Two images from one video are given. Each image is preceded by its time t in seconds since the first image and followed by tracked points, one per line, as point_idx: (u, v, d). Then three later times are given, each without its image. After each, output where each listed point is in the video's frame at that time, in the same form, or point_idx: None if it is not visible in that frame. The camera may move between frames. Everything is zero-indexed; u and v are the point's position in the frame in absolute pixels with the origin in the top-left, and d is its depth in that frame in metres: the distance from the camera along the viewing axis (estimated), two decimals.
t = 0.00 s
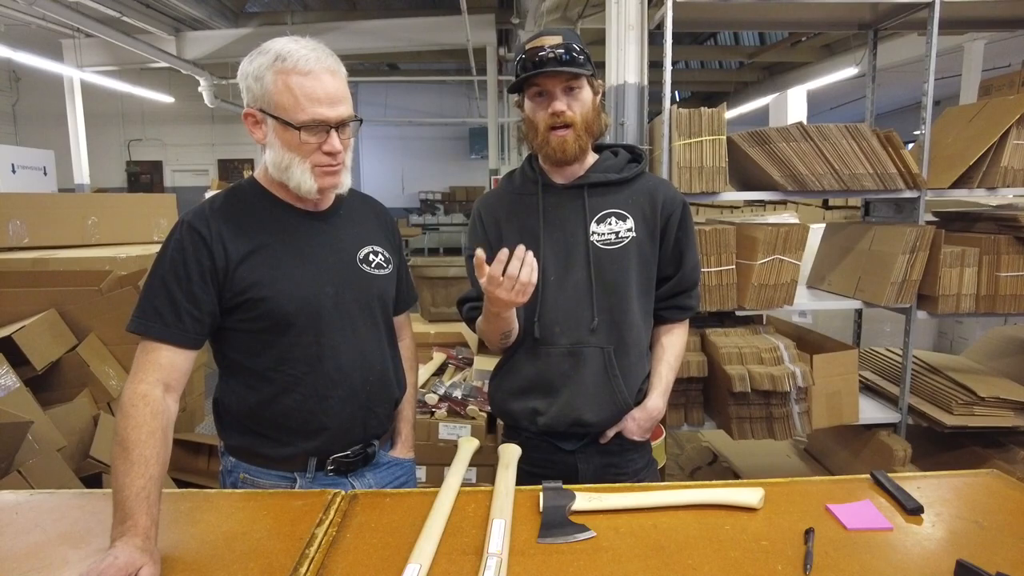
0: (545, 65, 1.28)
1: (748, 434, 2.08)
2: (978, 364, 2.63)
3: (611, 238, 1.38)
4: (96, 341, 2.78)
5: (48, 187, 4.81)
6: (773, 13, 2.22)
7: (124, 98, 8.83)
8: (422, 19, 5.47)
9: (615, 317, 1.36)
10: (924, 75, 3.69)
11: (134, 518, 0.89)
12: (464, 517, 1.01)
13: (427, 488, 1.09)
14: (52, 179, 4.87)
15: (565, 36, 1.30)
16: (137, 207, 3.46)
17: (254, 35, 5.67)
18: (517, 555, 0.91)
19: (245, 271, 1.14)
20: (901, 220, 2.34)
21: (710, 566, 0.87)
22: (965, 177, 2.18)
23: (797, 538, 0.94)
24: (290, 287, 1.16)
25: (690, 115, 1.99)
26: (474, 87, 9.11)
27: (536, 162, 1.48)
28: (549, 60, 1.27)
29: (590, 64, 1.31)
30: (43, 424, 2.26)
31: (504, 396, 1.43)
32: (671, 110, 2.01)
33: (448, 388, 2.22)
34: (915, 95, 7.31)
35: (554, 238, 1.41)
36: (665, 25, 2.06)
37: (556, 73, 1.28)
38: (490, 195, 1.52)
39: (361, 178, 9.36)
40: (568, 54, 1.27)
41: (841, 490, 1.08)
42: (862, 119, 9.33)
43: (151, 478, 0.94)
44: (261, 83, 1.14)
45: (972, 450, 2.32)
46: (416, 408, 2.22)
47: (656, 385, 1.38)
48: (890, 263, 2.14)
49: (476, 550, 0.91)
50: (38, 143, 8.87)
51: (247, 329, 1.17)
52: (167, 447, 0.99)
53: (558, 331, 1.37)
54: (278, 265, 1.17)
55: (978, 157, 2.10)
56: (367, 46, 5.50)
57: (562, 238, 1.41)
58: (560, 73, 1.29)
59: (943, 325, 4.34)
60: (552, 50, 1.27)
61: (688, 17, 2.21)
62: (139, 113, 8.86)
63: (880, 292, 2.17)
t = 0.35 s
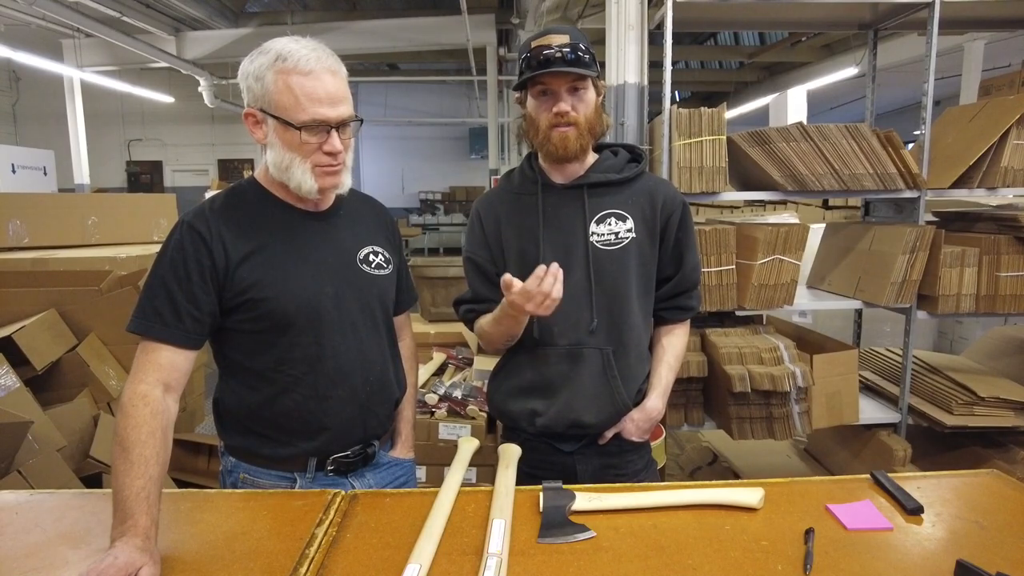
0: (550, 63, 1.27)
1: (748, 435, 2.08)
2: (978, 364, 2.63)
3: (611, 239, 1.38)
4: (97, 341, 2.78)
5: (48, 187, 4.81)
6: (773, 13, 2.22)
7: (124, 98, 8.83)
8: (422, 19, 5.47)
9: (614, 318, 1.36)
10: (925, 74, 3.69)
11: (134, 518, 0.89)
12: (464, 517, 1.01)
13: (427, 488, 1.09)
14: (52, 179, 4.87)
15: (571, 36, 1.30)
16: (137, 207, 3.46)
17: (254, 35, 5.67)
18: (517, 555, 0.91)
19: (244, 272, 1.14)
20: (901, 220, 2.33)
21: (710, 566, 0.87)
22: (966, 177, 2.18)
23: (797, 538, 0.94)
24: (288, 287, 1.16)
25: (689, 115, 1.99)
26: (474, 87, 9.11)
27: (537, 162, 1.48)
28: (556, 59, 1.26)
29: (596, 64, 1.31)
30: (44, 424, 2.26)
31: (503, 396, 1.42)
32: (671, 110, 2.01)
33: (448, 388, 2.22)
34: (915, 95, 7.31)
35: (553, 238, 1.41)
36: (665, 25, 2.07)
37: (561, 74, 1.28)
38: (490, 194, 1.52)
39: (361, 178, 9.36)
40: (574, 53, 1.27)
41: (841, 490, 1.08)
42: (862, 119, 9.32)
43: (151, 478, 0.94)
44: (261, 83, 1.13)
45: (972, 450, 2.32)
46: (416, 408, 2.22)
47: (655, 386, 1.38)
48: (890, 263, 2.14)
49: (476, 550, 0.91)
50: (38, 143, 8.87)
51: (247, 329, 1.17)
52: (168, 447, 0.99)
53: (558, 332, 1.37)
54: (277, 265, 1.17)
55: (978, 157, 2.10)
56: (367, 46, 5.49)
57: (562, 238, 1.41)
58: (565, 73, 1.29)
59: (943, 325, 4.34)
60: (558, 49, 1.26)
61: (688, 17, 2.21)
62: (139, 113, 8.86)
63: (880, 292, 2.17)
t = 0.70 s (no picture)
0: (556, 69, 1.29)
1: (748, 434, 2.08)
2: (977, 364, 2.63)
3: (614, 236, 1.39)
4: (97, 341, 2.78)
5: (48, 187, 4.81)
6: (773, 13, 2.22)
7: (124, 98, 8.84)
8: (422, 19, 5.47)
9: (616, 316, 1.36)
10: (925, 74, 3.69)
11: (135, 518, 0.89)
12: (464, 517, 1.01)
13: (426, 488, 1.09)
14: (52, 179, 4.87)
15: (577, 42, 1.31)
16: (137, 207, 3.46)
17: (254, 35, 5.67)
18: (517, 555, 0.91)
19: (244, 271, 1.14)
20: (901, 220, 2.34)
21: (710, 566, 0.87)
22: (965, 177, 2.18)
23: (797, 538, 0.94)
24: (289, 287, 1.17)
25: (689, 115, 1.99)
26: (474, 87, 9.11)
27: (542, 162, 1.49)
28: (563, 66, 1.28)
29: (602, 70, 1.32)
30: (44, 424, 2.26)
31: (504, 396, 1.42)
32: (671, 110, 2.01)
33: (448, 388, 2.22)
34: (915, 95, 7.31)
35: (555, 235, 1.41)
36: (664, 26, 2.07)
37: (569, 80, 1.29)
38: (492, 190, 1.52)
39: (361, 178, 9.36)
40: (581, 60, 1.28)
41: (841, 490, 1.09)
42: (862, 119, 9.33)
43: (151, 479, 0.94)
44: (262, 84, 1.14)
45: (972, 450, 2.32)
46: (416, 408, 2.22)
47: (658, 385, 1.37)
48: (890, 263, 2.14)
49: (476, 550, 0.91)
50: (38, 143, 8.88)
51: (248, 329, 1.17)
52: (168, 447, 1.00)
53: (559, 330, 1.37)
54: (278, 264, 1.17)
55: (978, 157, 2.10)
56: (367, 46, 5.50)
57: (565, 236, 1.41)
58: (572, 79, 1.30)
59: (943, 325, 4.34)
60: (566, 56, 1.28)
61: (688, 17, 2.21)
62: (139, 113, 8.87)
63: (880, 292, 2.17)
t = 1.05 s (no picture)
0: (564, 63, 1.29)
1: (747, 434, 2.08)
2: (977, 364, 2.63)
3: (623, 232, 1.38)
4: (97, 341, 2.78)
5: (48, 187, 4.81)
6: (773, 13, 2.22)
7: (124, 98, 8.84)
8: (422, 19, 5.48)
9: (626, 313, 1.36)
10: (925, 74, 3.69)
11: (134, 518, 0.89)
12: (464, 517, 1.01)
13: (427, 488, 1.09)
14: (52, 179, 4.87)
15: (586, 36, 1.32)
16: (137, 207, 3.46)
17: (254, 35, 5.67)
18: (517, 555, 0.91)
19: (244, 271, 1.14)
20: (901, 220, 2.34)
21: (710, 566, 0.87)
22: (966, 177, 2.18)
23: (797, 538, 0.94)
24: (291, 287, 1.17)
25: (689, 115, 1.99)
26: (474, 87, 9.11)
27: (552, 158, 1.50)
28: (572, 59, 1.29)
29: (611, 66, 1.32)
30: (44, 424, 2.26)
31: (512, 397, 1.43)
32: (671, 110, 2.01)
33: (449, 388, 2.22)
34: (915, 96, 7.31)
35: (564, 232, 1.41)
36: (664, 25, 2.07)
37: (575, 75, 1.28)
38: (502, 189, 1.53)
39: (361, 178, 9.36)
40: (589, 54, 1.29)
41: (841, 490, 1.09)
42: (862, 120, 9.33)
43: (151, 478, 0.94)
44: (262, 84, 1.14)
45: (972, 450, 2.32)
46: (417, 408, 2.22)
47: (675, 383, 1.35)
48: (890, 263, 2.14)
49: (476, 550, 0.91)
50: (38, 143, 8.88)
51: (247, 329, 1.17)
52: (168, 447, 0.99)
53: (568, 327, 1.37)
54: (282, 263, 1.17)
55: (978, 157, 2.10)
56: (367, 46, 5.50)
57: (573, 232, 1.41)
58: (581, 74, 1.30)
59: (943, 325, 4.34)
60: (575, 50, 1.28)
61: (687, 17, 2.21)
62: (139, 113, 8.87)
63: (879, 292, 2.17)
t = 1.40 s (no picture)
0: (569, 55, 1.28)
1: (747, 434, 2.08)
2: (978, 364, 2.63)
3: (622, 227, 1.38)
4: (97, 341, 2.78)
5: (48, 187, 4.81)
6: (773, 13, 2.22)
7: (124, 98, 8.84)
8: (421, 19, 5.47)
9: (631, 309, 1.35)
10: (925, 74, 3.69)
11: (134, 518, 0.89)
12: (464, 517, 1.01)
13: (427, 488, 1.09)
14: (52, 179, 4.87)
15: (590, 29, 1.30)
16: (137, 207, 3.46)
17: (254, 35, 5.67)
18: (517, 555, 0.91)
19: (245, 271, 1.14)
20: (901, 219, 2.34)
21: (710, 566, 0.87)
22: (966, 177, 2.18)
23: (797, 538, 0.94)
24: (293, 288, 1.17)
25: (689, 115, 1.99)
26: (474, 87, 9.11)
27: (543, 160, 1.50)
28: (575, 53, 1.27)
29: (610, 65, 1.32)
30: (44, 424, 2.26)
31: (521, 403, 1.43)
32: (671, 110, 2.01)
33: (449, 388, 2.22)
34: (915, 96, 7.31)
35: (562, 233, 1.41)
36: (664, 25, 2.07)
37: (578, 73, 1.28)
38: (496, 194, 1.53)
39: (361, 178, 9.36)
40: (593, 47, 1.27)
41: (840, 490, 1.09)
42: (862, 120, 9.32)
43: (151, 478, 0.94)
44: (262, 83, 1.14)
45: (972, 450, 2.32)
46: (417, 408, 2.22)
47: (689, 385, 1.35)
48: (889, 263, 2.14)
49: (476, 550, 0.91)
50: (38, 143, 8.88)
51: (247, 330, 1.17)
52: (168, 447, 0.99)
53: (574, 329, 1.37)
54: (281, 263, 1.17)
55: (978, 157, 2.10)
56: (367, 46, 5.50)
57: (572, 232, 1.41)
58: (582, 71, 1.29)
59: (943, 325, 4.34)
60: (577, 41, 1.27)
61: (687, 17, 2.21)
62: (139, 113, 8.87)
63: (879, 292, 2.17)
